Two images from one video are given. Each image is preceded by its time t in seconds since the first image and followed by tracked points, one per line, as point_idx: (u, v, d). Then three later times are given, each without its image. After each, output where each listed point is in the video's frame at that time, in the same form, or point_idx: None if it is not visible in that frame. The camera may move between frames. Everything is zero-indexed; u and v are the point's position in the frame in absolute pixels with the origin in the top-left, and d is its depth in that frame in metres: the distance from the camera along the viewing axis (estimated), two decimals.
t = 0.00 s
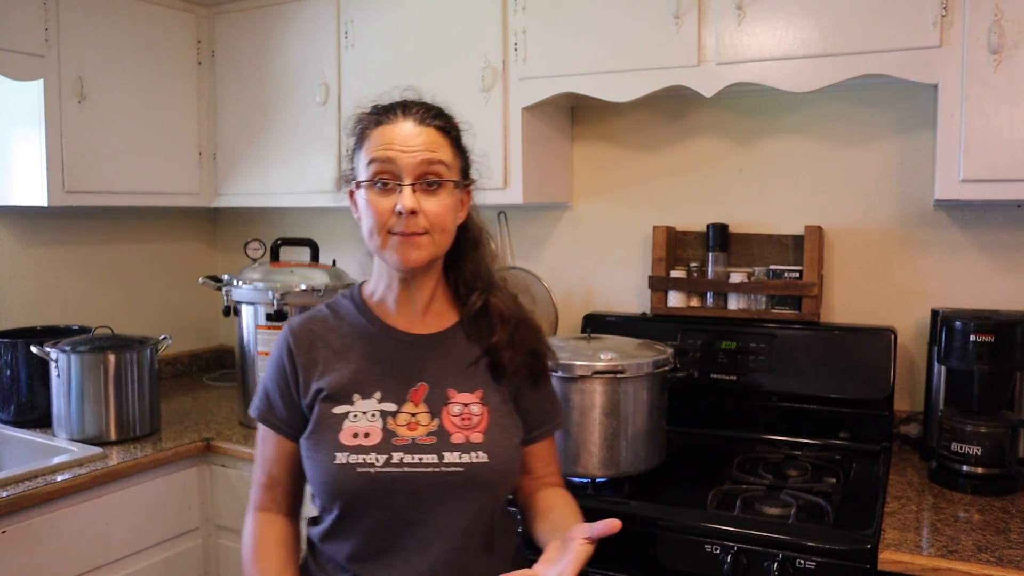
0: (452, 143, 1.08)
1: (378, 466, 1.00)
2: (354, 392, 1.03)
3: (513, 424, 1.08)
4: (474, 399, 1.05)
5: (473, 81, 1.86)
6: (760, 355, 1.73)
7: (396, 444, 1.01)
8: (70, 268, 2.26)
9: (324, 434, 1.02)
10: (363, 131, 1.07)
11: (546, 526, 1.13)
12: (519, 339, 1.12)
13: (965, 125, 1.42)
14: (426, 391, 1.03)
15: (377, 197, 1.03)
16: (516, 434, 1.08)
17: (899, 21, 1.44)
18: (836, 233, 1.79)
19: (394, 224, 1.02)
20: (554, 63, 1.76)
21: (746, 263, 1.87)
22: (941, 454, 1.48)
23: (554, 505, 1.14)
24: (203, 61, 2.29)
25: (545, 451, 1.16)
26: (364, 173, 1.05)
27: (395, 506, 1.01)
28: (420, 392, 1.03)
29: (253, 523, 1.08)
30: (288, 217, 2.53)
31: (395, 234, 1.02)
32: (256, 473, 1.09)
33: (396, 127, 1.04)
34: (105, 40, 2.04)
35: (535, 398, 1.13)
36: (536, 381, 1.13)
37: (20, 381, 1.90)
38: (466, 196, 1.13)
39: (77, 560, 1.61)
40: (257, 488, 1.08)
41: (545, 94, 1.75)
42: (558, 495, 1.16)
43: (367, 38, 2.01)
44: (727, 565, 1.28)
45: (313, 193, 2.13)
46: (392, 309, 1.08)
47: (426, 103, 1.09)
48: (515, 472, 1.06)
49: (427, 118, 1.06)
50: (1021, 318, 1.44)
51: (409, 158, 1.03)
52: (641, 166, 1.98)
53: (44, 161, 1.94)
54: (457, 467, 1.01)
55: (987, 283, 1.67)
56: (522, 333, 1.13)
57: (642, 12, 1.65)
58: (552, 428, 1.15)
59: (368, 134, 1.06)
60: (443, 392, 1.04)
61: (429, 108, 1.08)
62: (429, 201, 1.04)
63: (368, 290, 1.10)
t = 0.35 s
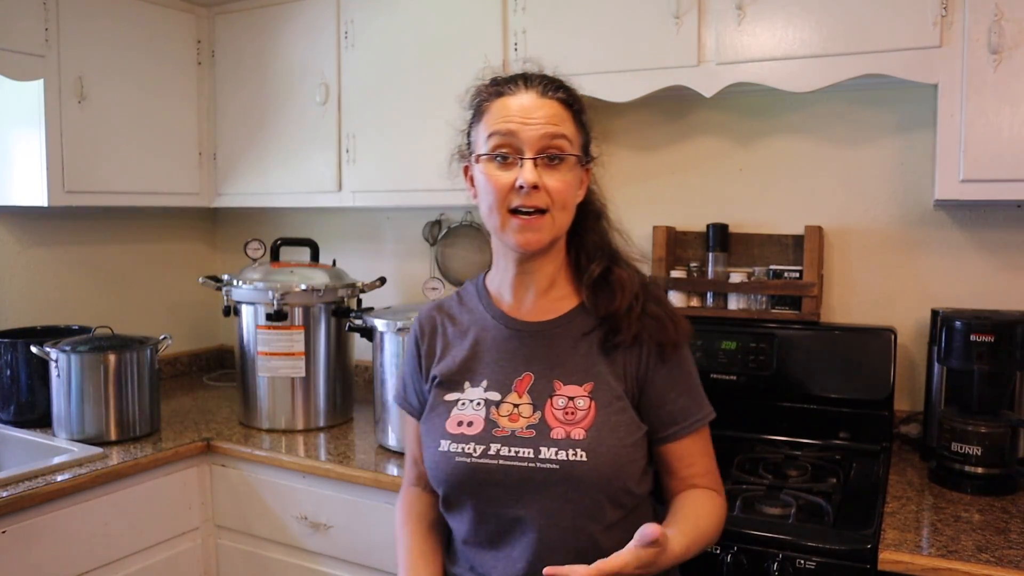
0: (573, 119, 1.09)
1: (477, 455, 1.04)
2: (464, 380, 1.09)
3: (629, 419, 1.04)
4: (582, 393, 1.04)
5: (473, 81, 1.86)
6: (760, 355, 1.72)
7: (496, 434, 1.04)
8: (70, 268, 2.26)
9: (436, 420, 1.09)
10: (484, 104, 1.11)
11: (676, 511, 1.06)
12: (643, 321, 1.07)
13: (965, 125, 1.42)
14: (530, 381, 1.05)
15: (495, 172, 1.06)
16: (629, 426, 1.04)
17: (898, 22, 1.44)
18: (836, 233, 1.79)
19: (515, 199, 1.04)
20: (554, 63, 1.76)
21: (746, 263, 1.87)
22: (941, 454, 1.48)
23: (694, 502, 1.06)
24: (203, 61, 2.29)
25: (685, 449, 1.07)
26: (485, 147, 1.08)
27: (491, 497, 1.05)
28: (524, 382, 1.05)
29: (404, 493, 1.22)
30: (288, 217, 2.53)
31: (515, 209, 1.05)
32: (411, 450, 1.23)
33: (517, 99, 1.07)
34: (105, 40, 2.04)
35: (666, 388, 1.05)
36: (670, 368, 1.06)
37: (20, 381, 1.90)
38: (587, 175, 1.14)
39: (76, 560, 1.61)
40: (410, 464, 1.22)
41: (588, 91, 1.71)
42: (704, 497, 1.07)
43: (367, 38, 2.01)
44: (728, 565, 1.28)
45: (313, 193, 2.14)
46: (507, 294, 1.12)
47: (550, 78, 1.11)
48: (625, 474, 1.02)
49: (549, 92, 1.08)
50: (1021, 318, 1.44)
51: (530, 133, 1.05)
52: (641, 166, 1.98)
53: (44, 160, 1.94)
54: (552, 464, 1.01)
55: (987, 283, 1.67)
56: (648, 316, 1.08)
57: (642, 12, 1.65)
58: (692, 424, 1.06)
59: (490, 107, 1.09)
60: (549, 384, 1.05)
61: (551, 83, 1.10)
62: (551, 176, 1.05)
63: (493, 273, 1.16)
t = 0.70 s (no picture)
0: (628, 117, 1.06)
1: (503, 450, 1.05)
2: (506, 373, 1.10)
3: (659, 430, 0.99)
4: (608, 400, 1.00)
5: (473, 81, 1.86)
6: (760, 354, 1.71)
7: (523, 431, 1.04)
8: (70, 268, 2.27)
9: (479, 411, 1.11)
10: (538, 101, 1.09)
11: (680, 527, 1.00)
12: (684, 329, 1.01)
13: (965, 125, 1.42)
14: (562, 382, 1.04)
15: (547, 171, 1.04)
16: (653, 439, 0.99)
17: (898, 22, 1.44)
18: (836, 233, 1.79)
19: (565, 198, 1.02)
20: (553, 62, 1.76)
21: (746, 263, 1.87)
22: (941, 454, 1.48)
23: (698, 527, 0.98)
24: (203, 61, 2.29)
25: (717, 472, 0.99)
26: (538, 145, 1.06)
27: (516, 493, 1.05)
28: (556, 382, 1.04)
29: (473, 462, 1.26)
30: (288, 217, 2.53)
31: (564, 208, 1.03)
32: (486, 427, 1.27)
33: (570, 97, 1.05)
34: (105, 40, 2.04)
35: (702, 404, 0.99)
36: (709, 385, 0.99)
37: (20, 381, 1.90)
38: (642, 176, 1.11)
39: (76, 560, 1.61)
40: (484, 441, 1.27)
41: (633, 87, 1.65)
42: (708, 527, 0.98)
43: (367, 38, 2.01)
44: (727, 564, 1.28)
45: (313, 193, 2.14)
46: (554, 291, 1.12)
47: (608, 75, 1.08)
48: (643, 487, 0.99)
49: (603, 89, 1.05)
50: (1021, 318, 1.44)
51: (583, 133, 1.03)
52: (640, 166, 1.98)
53: (44, 160, 1.94)
54: (569, 468, 1.00)
55: (987, 283, 1.67)
56: (690, 325, 1.01)
57: (642, 13, 1.65)
58: (725, 446, 0.98)
59: (543, 104, 1.07)
60: (578, 386, 1.02)
61: (607, 80, 1.07)
62: (602, 175, 1.03)
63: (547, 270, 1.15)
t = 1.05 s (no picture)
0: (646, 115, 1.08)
1: (509, 436, 1.08)
2: (515, 361, 1.12)
3: (663, 421, 1.02)
4: (613, 392, 1.03)
5: (473, 81, 1.86)
6: (760, 355, 1.71)
7: (528, 419, 1.06)
8: (70, 268, 2.27)
9: (488, 398, 1.14)
10: (559, 96, 1.11)
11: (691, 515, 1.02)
12: (695, 327, 1.03)
13: (965, 125, 1.42)
14: (569, 372, 1.06)
15: (567, 164, 1.06)
16: (656, 432, 1.01)
17: (898, 22, 1.44)
18: (836, 232, 1.79)
19: (584, 191, 1.04)
20: (553, 62, 1.76)
21: (746, 263, 1.87)
22: (941, 454, 1.48)
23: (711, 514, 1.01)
24: (203, 61, 2.29)
25: (723, 468, 1.02)
26: (557, 139, 1.08)
27: (518, 479, 1.07)
28: (564, 372, 1.06)
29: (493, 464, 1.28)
30: (288, 217, 2.53)
31: (582, 201, 1.04)
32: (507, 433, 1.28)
33: (593, 93, 1.06)
34: (105, 40, 2.05)
35: (710, 400, 1.01)
36: (718, 382, 1.01)
37: (20, 381, 1.90)
38: (659, 173, 1.12)
39: (75, 560, 1.61)
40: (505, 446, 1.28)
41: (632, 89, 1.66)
42: (731, 512, 1.01)
43: (367, 38, 2.01)
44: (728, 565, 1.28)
45: (313, 193, 2.14)
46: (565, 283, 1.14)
47: (630, 74, 1.10)
48: (641, 478, 1.01)
49: (624, 87, 1.07)
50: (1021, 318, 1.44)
51: (603, 128, 1.04)
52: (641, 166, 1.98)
53: (44, 160, 1.94)
54: (569, 455, 1.02)
55: (987, 283, 1.67)
56: (701, 323, 1.03)
57: (642, 12, 1.65)
58: (732, 442, 1.00)
59: (564, 99, 1.09)
60: (584, 377, 1.05)
61: (628, 78, 1.09)
62: (621, 171, 1.04)
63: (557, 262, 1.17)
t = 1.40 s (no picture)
0: (780, 124, 0.97)
1: (628, 457, 1.02)
2: (646, 381, 1.05)
3: (790, 459, 0.91)
4: (743, 423, 0.94)
5: (473, 81, 1.86)
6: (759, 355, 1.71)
7: (653, 443, 1.00)
8: (70, 268, 2.27)
9: (615, 415, 1.08)
10: (687, 108, 1.04)
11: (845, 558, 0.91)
12: (843, 352, 0.91)
13: (965, 124, 1.42)
14: (699, 399, 0.98)
15: (686, 181, 0.97)
16: (787, 472, 0.91)
17: (898, 22, 1.44)
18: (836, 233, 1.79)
19: (697, 210, 0.94)
20: (553, 62, 1.76)
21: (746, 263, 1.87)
22: (941, 454, 1.48)
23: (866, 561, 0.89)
24: (203, 61, 2.29)
25: (871, 513, 0.90)
26: (683, 154, 0.99)
27: (635, 503, 1.01)
28: (696, 398, 0.98)
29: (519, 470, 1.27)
30: (288, 217, 2.53)
31: (695, 221, 0.95)
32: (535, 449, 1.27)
33: (716, 103, 0.97)
34: (105, 40, 2.05)
35: (857, 439, 0.89)
36: (867, 419, 0.89)
37: (20, 381, 1.90)
38: (799, 191, 0.99)
39: (75, 560, 1.61)
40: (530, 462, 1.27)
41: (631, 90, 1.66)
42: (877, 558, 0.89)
43: (367, 38, 2.01)
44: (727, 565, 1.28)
45: (313, 193, 2.13)
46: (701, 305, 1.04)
47: (756, 80, 1.00)
48: (762, 518, 0.91)
49: (752, 94, 0.97)
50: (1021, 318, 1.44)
51: (723, 142, 0.95)
52: (641, 165, 1.98)
53: (44, 160, 1.94)
54: (689, 485, 0.95)
55: (987, 283, 1.67)
56: (847, 348, 0.91)
57: (642, 12, 1.65)
58: (885, 486, 0.89)
59: (689, 111, 1.02)
60: (714, 404, 0.96)
61: (757, 85, 0.98)
62: (743, 188, 0.93)
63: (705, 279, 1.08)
